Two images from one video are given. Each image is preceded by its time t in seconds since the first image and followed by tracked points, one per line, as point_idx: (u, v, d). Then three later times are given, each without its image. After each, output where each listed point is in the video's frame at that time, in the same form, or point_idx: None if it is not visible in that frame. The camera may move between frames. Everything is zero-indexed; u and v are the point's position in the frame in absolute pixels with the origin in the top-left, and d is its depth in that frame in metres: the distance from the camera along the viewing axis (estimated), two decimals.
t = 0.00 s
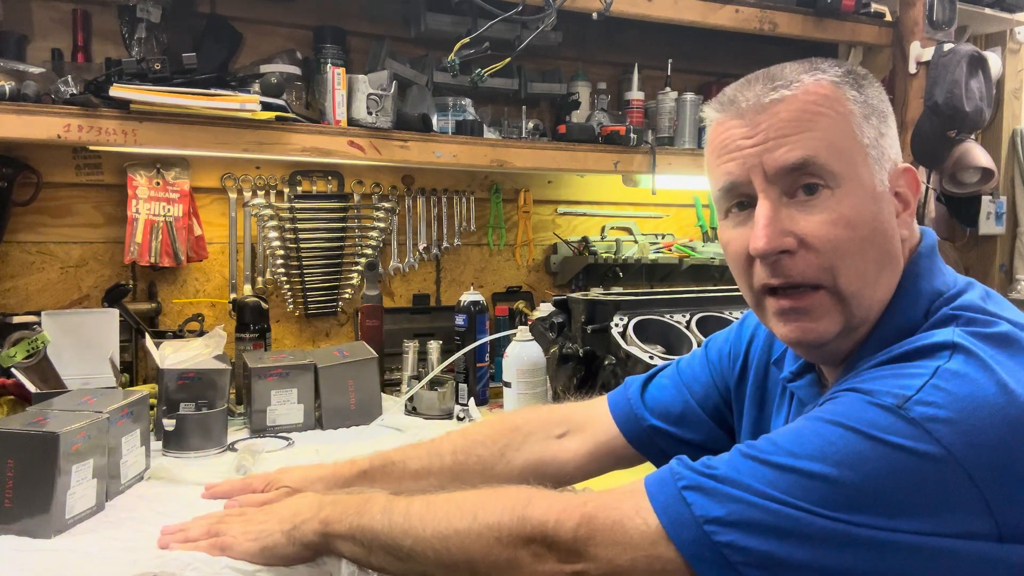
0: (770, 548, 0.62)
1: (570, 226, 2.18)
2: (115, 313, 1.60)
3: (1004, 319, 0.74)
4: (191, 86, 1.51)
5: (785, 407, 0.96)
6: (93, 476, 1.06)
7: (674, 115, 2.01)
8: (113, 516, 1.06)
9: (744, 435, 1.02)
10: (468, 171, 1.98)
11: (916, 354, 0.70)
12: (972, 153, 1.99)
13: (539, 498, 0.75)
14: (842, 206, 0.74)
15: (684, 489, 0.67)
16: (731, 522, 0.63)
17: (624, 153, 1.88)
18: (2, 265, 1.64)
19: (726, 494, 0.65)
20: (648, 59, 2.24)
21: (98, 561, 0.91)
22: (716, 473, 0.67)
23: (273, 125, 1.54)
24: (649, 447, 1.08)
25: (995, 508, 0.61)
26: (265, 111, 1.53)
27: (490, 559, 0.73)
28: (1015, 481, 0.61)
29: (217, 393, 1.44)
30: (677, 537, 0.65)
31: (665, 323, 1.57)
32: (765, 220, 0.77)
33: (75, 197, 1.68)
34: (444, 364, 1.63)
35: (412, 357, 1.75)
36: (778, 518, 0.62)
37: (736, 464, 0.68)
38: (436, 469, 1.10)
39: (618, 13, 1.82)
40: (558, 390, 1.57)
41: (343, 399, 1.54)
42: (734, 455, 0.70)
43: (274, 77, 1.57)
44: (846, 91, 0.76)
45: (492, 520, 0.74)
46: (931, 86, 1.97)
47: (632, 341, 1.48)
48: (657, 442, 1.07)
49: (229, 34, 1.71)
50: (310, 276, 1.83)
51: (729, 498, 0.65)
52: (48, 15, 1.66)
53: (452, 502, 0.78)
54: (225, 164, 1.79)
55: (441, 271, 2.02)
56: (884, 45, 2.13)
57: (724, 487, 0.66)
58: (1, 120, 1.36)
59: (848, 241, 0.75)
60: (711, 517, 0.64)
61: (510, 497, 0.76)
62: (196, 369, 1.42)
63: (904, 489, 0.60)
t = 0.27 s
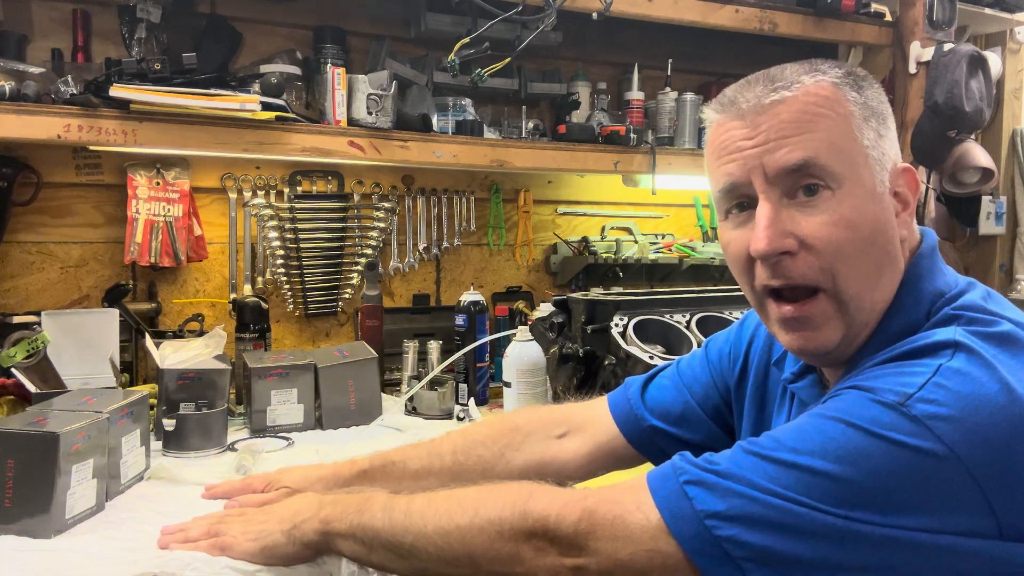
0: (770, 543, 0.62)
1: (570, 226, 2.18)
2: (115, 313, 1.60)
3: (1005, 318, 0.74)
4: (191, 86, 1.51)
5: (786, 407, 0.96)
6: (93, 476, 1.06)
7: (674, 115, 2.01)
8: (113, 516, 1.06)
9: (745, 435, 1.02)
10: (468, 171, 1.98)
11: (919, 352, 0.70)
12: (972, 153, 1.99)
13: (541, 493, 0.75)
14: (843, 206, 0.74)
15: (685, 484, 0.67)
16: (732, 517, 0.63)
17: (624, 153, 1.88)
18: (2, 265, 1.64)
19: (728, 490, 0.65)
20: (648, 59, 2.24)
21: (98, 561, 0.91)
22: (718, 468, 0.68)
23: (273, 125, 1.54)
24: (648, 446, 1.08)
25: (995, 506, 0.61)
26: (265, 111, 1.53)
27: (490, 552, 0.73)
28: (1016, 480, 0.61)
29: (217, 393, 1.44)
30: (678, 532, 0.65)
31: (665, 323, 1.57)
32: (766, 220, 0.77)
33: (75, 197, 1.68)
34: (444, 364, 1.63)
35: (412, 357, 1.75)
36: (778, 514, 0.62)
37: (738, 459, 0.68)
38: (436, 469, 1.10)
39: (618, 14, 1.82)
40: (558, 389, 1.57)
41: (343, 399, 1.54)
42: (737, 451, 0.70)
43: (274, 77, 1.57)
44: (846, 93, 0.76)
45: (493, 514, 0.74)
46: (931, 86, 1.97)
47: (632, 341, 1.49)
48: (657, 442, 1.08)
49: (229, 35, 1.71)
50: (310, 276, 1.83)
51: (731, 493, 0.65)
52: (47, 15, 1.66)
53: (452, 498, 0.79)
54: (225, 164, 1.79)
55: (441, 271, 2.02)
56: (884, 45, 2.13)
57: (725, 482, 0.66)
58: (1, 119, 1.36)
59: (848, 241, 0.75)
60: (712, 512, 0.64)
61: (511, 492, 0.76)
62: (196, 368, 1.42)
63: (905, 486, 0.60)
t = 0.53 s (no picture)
0: (771, 541, 0.62)
1: (570, 226, 2.18)
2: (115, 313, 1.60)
3: (1005, 318, 0.74)
4: (191, 86, 1.51)
5: (787, 406, 0.96)
6: (93, 476, 1.06)
7: (674, 115, 2.01)
8: (113, 516, 1.06)
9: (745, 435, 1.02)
10: (467, 171, 1.98)
11: (919, 351, 0.70)
12: (972, 154, 1.99)
13: (541, 491, 0.75)
14: (845, 206, 0.74)
15: (686, 481, 0.67)
16: (733, 514, 0.63)
17: (624, 153, 1.88)
18: (2, 265, 1.64)
19: (728, 487, 0.65)
20: (648, 59, 2.24)
21: (98, 560, 0.91)
22: (719, 467, 0.68)
23: (273, 125, 1.54)
24: (648, 446, 1.08)
25: (996, 505, 0.61)
26: (265, 111, 1.53)
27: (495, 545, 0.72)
28: (1016, 479, 0.61)
29: (217, 393, 1.44)
30: (678, 529, 0.65)
31: (665, 323, 1.57)
32: (767, 220, 0.77)
33: (75, 197, 1.68)
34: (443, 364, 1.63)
35: (412, 357, 1.75)
36: (778, 511, 0.62)
37: (738, 457, 0.68)
38: (436, 468, 1.10)
39: (618, 14, 1.82)
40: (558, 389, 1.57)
41: (343, 399, 1.54)
42: (737, 449, 0.70)
43: (274, 77, 1.57)
44: (848, 93, 0.76)
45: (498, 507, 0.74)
46: (931, 86, 1.96)
47: (632, 341, 1.49)
48: (657, 442, 1.08)
49: (229, 35, 1.71)
50: (310, 276, 1.83)
51: (731, 490, 0.65)
52: (47, 15, 1.66)
53: (453, 495, 0.79)
54: (225, 164, 1.79)
55: (441, 271, 2.02)
56: (884, 45, 2.13)
57: (725, 480, 0.66)
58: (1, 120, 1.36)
59: (850, 241, 0.75)
60: (712, 510, 0.64)
61: (512, 489, 0.76)
62: (196, 368, 1.42)
63: (905, 484, 0.60)
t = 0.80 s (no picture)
0: (771, 536, 0.62)
1: (570, 226, 2.18)
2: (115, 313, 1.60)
3: (1007, 318, 0.74)
4: (191, 86, 1.51)
5: (787, 406, 0.96)
6: (93, 476, 1.06)
7: (674, 115, 2.01)
8: (113, 516, 1.06)
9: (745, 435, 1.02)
10: (467, 171, 1.98)
11: (921, 351, 0.70)
12: (972, 154, 1.99)
13: (541, 490, 0.75)
14: (845, 207, 0.74)
15: (688, 476, 0.67)
16: (733, 509, 0.63)
17: (624, 153, 1.88)
18: (2, 265, 1.64)
19: (729, 482, 0.65)
20: (648, 59, 2.24)
21: (98, 560, 0.91)
22: (720, 462, 0.68)
23: (273, 125, 1.54)
24: (648, 446, 1.08)
25: (996, 504, 0.61)
26: (265, 111, 1.53)
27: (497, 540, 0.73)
28: (1017, 478, 0.61)
29: (217, 393, 1.44)
30: (678, 521, 0.65)
31: (665, 323, 1.57)
32: (768, 221, 0.77)
33: (75, 197, 1.68)
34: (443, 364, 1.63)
35: (412, 357, 1.75)
36: (779, 506, 0.62)
37: (739, 453, 0.68)
38: (436, 468, 1.09)
39: (618, 14, 1.82)
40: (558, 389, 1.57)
41: (343, 399, 1.54)
42: (739, 445, 0.70)
43: (274, 77, 1.57)
44: (848, 94, 0.76)
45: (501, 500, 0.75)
46: (931, 85, 1.96)
47: (632, 341, 1.49)
48: (657, 442, 1.08)
49: (229, 35, 1.71)
50: (310, 276, 1.83)
51: (731, 485, 0.65)
52: (47, 15, 1.66)
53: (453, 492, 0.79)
54: (225, 164, 1.79)
55: (441, 271, 2.02)
56: (884, 44, 2.13)
57: (726, 474, 0.66)
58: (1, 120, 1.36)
59: (850, 242, 0.74)
60: (713, 504, 0.64)
61: (513, 485, 0.76)
62: (196, 368, 1.42)
63: (906, 481, 0.60)
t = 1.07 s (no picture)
0: (772, 536, 0.62)
1: (570, 226, 2.18)
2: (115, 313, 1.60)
3: (1007, 318, 0.74)
4: (191, 86, 1.51)
5: (788, 407, 0.96)
6: (92, 476, 1.06)
7: (674, 115, 2.01)
8: (113, 516, 1.06)
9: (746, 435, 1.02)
10: (467, 171, 1.98)
11: (921, 350, 0.70)
12: (972, 153, 1.99)
13: (541, 490, 0.75)
14: (845, 207, 0.74)
15: (688, 475, 0.67)
16: (733, 509, 0.63)
17: (624, 153, 1.88)
18: (2, 265, 1.64)
19: (729, 482, 0.65)
20: (648, 59, 2.24)
21: (98, 560, 0.91)
22: (720, 462, 0.68)
23: (273, 125, 1.54)
24: (649, 445, 1.08)
25: (996, 504, 0.61)
26: (265, 111, 1.53)
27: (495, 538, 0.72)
28: (1017, 478, 0.61)
29: (217, 393, 1.44)
30: (678, 518, 0.65)
31: (665, 323, 1.57)
32: (768, 222, 0.77)
33: (75, 196, 1.68)
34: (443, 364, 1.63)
35: (412, 357, 1.75)
36: (779, 506, 0.62)
37: (740, 453, 0.68)
38: (436, 469, 1.09)
39: (618, 14, 1.82)
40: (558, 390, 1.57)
41: (343, 399, 1.54)
42: (739, 445, 0.70)
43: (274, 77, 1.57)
44: (846, 94, 0.76)
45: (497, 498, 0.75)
46: (931, 85, 1.96)
47: (632, 341, 1.49)
48: (657, 442, 1.08)
49: (229, 35, 1.71)
50: (310, 276, 1.83)
51: (731, 485, 0.65)
52: (47, 15, 1.66)
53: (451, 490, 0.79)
54: (225, 164, 1.79)
55: (441, 271, 2.02)
56: (884, 44, 2.13)
57: (727, 474, 0.66)
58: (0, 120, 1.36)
59: (850, 242, 0.74)
60: (714, 504, 0.64)
61: (513, 484, 0.76)
62: (196, 368, 1.42)
63: (907, 481, 0.60)
